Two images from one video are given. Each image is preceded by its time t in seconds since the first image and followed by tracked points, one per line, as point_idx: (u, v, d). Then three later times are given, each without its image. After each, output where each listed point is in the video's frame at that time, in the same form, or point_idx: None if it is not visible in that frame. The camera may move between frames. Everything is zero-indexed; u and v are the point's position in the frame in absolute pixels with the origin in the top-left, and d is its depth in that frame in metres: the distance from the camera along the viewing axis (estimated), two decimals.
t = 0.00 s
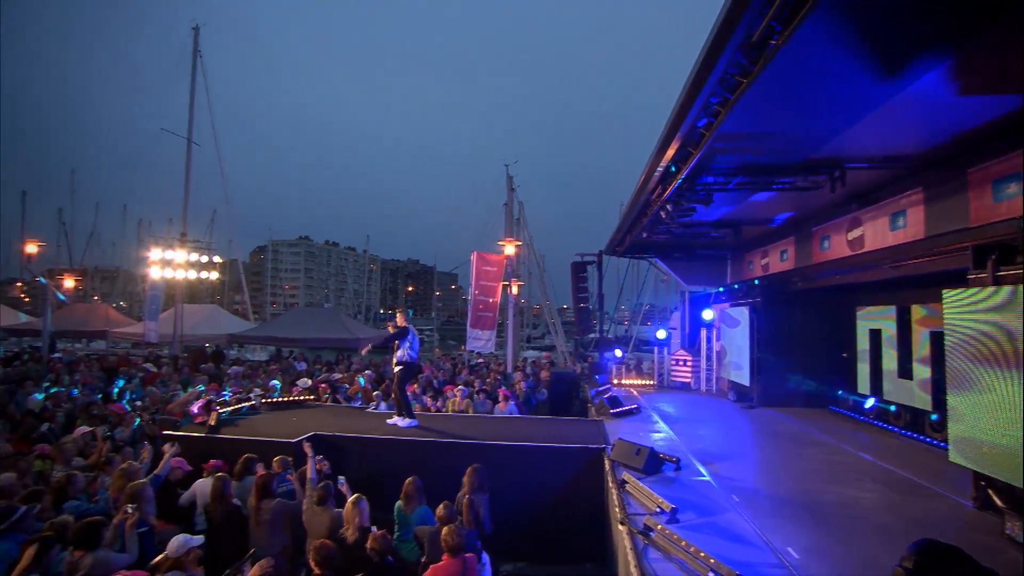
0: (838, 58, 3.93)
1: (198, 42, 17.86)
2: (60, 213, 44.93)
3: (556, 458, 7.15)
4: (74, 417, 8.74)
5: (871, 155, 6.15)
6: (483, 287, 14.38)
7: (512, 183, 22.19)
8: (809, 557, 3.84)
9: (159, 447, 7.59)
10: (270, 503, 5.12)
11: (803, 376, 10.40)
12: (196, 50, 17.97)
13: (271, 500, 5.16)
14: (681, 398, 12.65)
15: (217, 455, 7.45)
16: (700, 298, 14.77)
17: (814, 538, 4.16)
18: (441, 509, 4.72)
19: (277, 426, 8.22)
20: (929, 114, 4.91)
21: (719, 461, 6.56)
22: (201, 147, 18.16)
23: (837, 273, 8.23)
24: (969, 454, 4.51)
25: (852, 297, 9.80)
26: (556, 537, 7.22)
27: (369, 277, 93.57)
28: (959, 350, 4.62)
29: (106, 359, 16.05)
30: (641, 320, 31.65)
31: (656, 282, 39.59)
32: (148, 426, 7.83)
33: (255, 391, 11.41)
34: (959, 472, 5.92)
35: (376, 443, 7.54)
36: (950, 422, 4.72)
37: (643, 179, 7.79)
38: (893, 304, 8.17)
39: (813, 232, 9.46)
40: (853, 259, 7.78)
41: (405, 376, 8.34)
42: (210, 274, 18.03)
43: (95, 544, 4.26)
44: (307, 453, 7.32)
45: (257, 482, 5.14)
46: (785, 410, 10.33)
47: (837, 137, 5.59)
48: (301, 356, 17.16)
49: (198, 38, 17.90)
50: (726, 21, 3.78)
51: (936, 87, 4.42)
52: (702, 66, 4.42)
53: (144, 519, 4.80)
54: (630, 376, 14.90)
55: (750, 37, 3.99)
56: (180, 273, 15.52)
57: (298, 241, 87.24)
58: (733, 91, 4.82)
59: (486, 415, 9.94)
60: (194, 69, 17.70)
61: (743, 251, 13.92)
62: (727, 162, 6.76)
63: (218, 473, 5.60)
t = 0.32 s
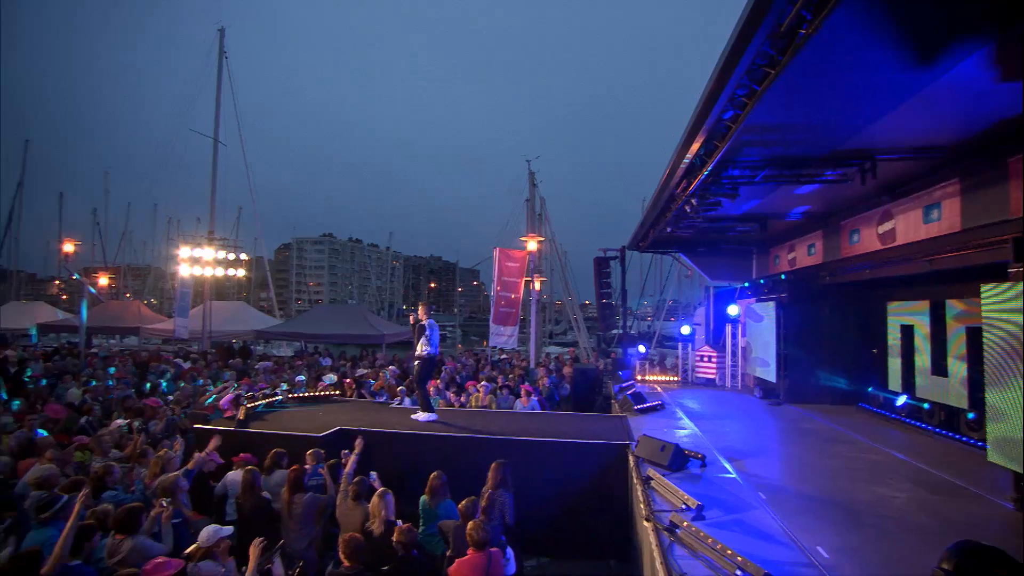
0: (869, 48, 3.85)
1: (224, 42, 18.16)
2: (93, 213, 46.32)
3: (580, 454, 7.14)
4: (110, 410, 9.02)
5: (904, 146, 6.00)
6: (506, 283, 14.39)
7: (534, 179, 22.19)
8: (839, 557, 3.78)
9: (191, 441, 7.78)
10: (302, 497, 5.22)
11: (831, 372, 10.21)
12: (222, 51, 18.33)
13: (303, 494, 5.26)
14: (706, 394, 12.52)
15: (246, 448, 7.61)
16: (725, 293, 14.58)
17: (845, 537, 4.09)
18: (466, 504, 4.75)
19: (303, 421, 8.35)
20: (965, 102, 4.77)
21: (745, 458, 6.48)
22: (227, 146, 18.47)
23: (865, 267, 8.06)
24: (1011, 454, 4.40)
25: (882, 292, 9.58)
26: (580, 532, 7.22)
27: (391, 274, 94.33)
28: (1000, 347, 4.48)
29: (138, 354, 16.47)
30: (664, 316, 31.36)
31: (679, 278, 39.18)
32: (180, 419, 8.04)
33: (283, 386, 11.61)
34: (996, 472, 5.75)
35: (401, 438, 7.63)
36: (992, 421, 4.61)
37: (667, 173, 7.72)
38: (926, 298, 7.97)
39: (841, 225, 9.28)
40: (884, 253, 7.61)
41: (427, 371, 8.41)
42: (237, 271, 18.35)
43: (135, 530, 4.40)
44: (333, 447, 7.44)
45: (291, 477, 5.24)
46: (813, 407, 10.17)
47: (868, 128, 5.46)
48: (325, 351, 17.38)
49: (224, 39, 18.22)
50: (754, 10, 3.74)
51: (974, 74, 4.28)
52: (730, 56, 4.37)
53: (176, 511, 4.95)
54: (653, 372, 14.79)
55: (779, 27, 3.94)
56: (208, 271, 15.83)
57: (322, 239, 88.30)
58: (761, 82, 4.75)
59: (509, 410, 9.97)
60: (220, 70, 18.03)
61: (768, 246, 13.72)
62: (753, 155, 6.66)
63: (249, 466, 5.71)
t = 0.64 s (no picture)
0: (900, 40, 3.77)
1: (247, 44, 18.44)
2: (124, 212, 47.58)
3: (603, 452, 7.11)
4: (142, 405, 9.27)
5: (937, 138, 5.84)
6: (527, 280, 14.38)
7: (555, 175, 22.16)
8: (869, 559, 3.71)
9: (218, 435, 7.95)
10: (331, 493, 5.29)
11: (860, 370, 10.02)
12: (246, 53, 18.66)
13: (332, 490, 5.34)
14: (730, 392, 12.39)
15: (272, 443, 7.74)
16: (749, 290, 14.39)
17: (874, 539, 4.01)
18: (488, 501, 4.79)
19: (328, 416, 8.45)
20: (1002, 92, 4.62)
21: (771, 457, 6.39)
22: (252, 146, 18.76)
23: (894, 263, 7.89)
24: None
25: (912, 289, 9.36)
26: (604, 529, 7.20)
27: (413, 272, 94.95)
28: None
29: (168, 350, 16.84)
30: (686, 313, 31.02)
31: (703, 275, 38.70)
32: (208, 414, 8.20)
33: (307, 382, 11.79)
34: None
35: (424, 434, 7.69)
36: None
37: (691, 168, 7.65)
38: (959, 295, 7.76)
39: (870, 220, 9.10)
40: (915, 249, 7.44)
41: (447, 368, 8.45)
42: (262, 269, 18.64)
43: (170, 519, 4.53)
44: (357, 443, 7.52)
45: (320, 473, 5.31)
46: (841, 406, 9.99)
47: (899, 120, 5.34)
48: (349, 348, 17.57)
49: (247, 41, 18.50)
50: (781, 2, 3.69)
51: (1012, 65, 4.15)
52: (756, 48, 4.31)
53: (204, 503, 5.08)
54: (676, 369, 14.67)
55: (807, 19, 3.89)
56: (234, 268, 16.11)
57: (345, 237, 89.25)
58: (787, 75, 4.69)
59: (531, 407, 9.99)
60: (245, 71, 18.33)
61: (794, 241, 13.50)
62: (779, 149, 6.55)
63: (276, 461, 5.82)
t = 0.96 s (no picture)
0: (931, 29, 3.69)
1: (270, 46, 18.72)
2: (154, 213, 48.85)
3: (625, 449, 7.08)
4: (173, 400, 9.51)
5: (973, 130, 5.66)
6: (548, 276, 14.38)
7: (575, 171, 22.13)
8: (900, 562, 3.63)
9: (246, 431, 8.10)
10: (355, 488, 5.37)
11: (889, 368, 9.80)
12: (269, 55, 18.95)
13: (356, 485, 5.41)
14: (754, 389, 12.25)
15: (298, 439, 7.86)
16: (774, 287, 14.18)
17: (904, 539, 3.93)
18: (511, 498, 4.81)
19: (352, 413, 8.56)
20: None
21: (797, 456, 6.29)
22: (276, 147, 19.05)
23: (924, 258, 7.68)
24: None
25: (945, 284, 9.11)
26: (627, 527, 7.16)
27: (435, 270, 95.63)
28: None
29: (196, 347, 17.22)
30: (710, 310, 30.63)
31: (726, 271, 38.20)
32: (235, 410, 8.37)
33: (332, 378, 11.95)
34: None
35: (447, 431, 7.74)
36: None
37: (715, 163, 7.58)
38: (994, 291, 7.49)
39: (900, 215, 8.89)
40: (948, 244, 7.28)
41: (466, 366, 8.48)
42: (286, 267, 18.94)
43: (201, 511, 4.63)
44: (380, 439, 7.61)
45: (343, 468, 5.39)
46: (870, 405, 9.79)
47: (930, 112, 5.21)
48: (371, 345, 17.75)
49: (270, 43, 18.79)
50: None
51: None
52: (783, 37, 4.27)
53: (233, 496, 5.19)
54: (700, 367, 14.53)
55: (834, 8, 3.84)
56: (259, 267, 16.39)
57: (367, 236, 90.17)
58: (814, 67, 4.63)
59: (553, 404, 9.99)
60: (268, 73, 18.66)
61: (820, 237, 13.26)
62: (805, 143, 6.45)
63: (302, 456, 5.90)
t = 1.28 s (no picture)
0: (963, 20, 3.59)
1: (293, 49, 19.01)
2: (182, 215, 49.96)
3: (647, 449, 7.03)
4: (201, 398, 9.71)
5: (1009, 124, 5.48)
6: (569, 275, 14.38)
7: (596, 169, 22.05)
8: (931, 567, 3.54)
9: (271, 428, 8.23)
10: (376, 484, 5.42)
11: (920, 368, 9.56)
12: (292, 57, 19.23)
13: (377, 482, 5.46)
14: (780, 389, 12.07)
15: (322, 437, 7.97)
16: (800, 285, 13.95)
17: (933, 543, 3.83)
18: (533, 497, 4.79)
19: (375, 411, 8.66)
20: None
21: (824, 457, 6.18)
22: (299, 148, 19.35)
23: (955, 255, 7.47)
24: None
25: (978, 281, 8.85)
26: (648, 528, 7.09)
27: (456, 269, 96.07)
28: None
29: (224, 346, 17.56)
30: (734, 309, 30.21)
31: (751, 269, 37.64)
32: (261, 408, 8.51)
33: (356, 377, 12.09)
34: None
35: (468, 429, 7.78)
36: None
37: (738, 159, 7.49)
38: None
39: (931, 210, 8.68)
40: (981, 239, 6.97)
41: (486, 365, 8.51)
42: (310, 267, 19.22)
43: (228, 507, 4.72)
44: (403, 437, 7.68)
45: (365, 465, 5.45)
46: (900, 405, 9.57)
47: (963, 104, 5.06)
48: (394, 344, 17.90)
49: (293, 46, 19.09)
50: None
51: None
52: (809, 27, 4.21)
53: (260, 492, 5.28)
54: (723, 366, 14.37)
55: None
56: (283, 267, 16.65)
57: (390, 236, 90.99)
58: (841, 59, 4.54)
59: (575, 403, 9.97)
60: (290, 75, 18.97)
61: (847, 234, 13.01)
62: (831, 137, 6.34)
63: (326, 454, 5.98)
